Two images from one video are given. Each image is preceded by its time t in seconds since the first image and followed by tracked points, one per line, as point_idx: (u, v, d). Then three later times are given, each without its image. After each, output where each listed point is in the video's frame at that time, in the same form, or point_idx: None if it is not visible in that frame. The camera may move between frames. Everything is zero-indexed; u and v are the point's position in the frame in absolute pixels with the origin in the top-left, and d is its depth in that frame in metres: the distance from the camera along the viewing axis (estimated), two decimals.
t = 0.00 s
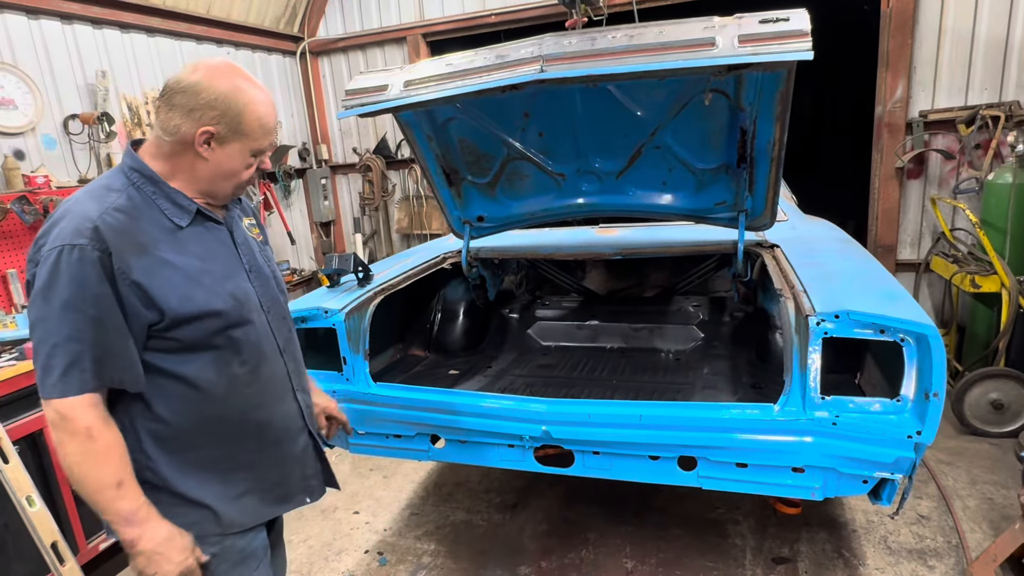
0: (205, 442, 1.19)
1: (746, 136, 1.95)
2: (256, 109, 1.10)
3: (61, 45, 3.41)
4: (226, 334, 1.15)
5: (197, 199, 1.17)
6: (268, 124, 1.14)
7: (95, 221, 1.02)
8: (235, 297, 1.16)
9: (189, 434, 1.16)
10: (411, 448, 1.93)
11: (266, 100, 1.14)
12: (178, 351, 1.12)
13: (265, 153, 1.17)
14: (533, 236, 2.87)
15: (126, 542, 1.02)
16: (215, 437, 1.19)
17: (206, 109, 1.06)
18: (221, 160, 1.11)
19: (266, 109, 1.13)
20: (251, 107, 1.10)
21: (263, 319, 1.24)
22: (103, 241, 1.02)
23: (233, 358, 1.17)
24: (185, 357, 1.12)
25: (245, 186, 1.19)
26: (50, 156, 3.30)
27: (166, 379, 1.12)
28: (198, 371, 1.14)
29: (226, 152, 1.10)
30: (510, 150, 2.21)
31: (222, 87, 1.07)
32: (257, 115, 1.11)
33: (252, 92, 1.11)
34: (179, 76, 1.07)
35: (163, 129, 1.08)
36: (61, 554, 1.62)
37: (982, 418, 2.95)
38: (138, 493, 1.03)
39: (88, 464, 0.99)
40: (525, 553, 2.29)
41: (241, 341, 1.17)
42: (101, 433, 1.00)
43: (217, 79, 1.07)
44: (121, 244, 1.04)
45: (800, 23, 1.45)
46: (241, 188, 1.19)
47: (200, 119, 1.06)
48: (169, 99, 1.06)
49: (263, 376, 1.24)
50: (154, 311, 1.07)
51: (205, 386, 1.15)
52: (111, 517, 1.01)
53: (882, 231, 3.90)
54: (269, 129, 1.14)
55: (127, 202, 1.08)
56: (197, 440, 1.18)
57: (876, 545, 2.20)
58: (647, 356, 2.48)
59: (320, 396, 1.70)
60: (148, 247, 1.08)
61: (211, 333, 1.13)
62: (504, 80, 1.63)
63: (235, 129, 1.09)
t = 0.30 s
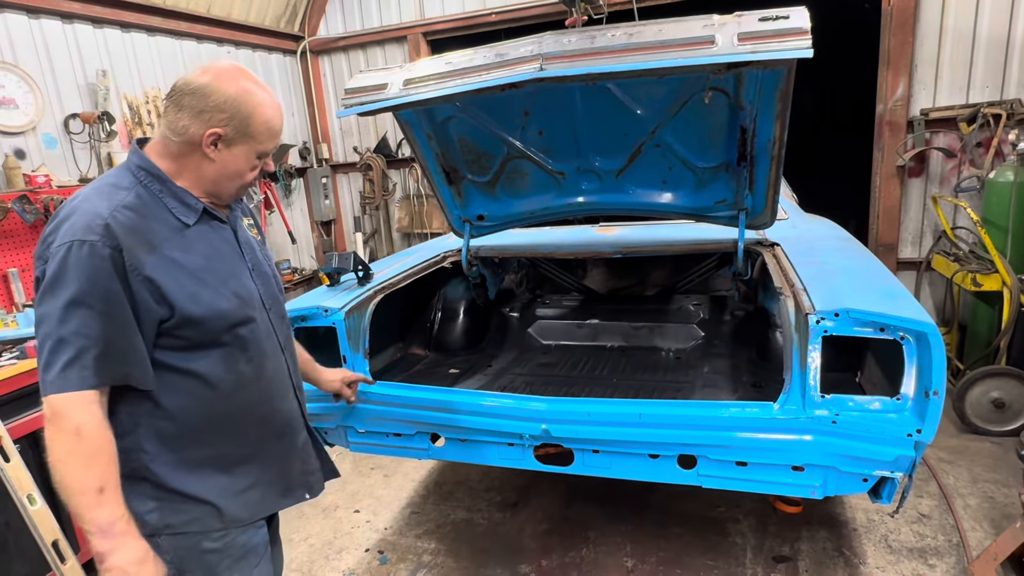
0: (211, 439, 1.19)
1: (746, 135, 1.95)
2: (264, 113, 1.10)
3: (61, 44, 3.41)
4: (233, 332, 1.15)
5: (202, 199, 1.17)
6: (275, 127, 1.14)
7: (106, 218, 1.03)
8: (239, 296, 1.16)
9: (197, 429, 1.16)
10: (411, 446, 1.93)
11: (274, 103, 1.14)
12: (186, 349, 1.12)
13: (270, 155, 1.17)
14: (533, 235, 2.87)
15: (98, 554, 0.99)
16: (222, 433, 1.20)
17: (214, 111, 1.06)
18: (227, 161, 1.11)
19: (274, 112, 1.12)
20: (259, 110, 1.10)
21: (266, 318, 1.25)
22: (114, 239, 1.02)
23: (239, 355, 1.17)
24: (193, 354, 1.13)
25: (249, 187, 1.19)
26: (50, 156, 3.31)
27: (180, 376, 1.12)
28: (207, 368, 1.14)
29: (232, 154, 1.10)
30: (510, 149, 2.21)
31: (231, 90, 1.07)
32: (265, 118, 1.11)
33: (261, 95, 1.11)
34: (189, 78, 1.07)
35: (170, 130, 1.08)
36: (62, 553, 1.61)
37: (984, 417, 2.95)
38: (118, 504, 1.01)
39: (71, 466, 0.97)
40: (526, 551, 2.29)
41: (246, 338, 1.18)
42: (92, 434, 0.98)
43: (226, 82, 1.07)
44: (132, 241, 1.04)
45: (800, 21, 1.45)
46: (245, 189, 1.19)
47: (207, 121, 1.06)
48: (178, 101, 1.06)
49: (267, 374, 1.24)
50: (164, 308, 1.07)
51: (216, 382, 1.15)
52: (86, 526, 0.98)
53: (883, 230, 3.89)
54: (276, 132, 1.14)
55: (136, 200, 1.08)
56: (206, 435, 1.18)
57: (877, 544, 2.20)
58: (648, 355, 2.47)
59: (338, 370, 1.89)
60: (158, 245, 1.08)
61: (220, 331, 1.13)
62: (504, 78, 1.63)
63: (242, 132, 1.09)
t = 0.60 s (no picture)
0: (209, 440, 1.19)
1: (746, 135, 1.95)
2: (262, 114, 1.10)
3: (63, 44, 3.42)
4: (232, 334, 1.15)
5: (201, 200, 1.17)
6: (273, 128, 1.14)
7: (104, 222, 1.03)
8: (238, 298, 1.16)
9: (197, 431, 1.17)
10: (411, 446, 1.94)
11: (272, 105, 1.14)
12: (186, 350, 1.12)
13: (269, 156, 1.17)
14: (534, 235, 2.87)
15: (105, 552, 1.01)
16: (221, 435, 1.20)
17: (212, 113, 1.06)
18: (224, 163, 1.11)
19: (272, 113, 1.13)
20: (257, 112, 1.10)
21: (266, 319, 1.25)
22: (112, 242, 1.02)
23: (239, 356, 1.18)
24: (195, 356, 1.13)
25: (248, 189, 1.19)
26: (52, 156, 3.32)
27: (178, 378, 1.13)
28: (208, 370, 1.14)
29: (230, 155, 1.10)
30: (510, 149, 2.21)
31: (228, 92, 1.07)
32: (262, 120, 1.11)
33: (259, 96, 1.11)
34: (186, 79, 1.07)
35: (168, 131, 1.09)
36: (64, 553, 1.60)
37: (985, 417, 2.94)
38: (149, 491, 1.03)
39: (100, 459, 0.99)
40: (526, 551, 2.29)
41: (246, 340, 1.18)
42: (112, 432, 1.01)
43: (223, 83, 1.07)
44: (130, 244, 1.04)
45: (799, 21, 1.45)
46: (243, 191, 1.19)
47: (204, 122, 1.06)
48: (175, 102, 1.06)
49: (268, 375, 1.24)
50: (162, 311, 1.07)
51: (216, 384, 1.15)
52: (123, 515, 1.00)
53: (884, 230, 3.89)
54: (274, 133, 1.14)
55: (134, 203, 1.09)
56: (206, 437, 1.18)
57: (877, 544, 2.20)
58: (648, 355, 2.48)
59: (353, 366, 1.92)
60: (157, 247, 1.08)
61: (219, 333, 1.13)
62: (504, 78, 1.63)
63: (240, 133, 1.09)
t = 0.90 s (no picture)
0: (205, 445, 1.20)
1: (746, 137, 1.96)
2: (258, 121, 1.10)
3: (64, 46, 3.43)
4: (228, 341, 1.16)
5: (199, 205, 1.18)
6: (271, 135, 1.13)
7: (97, 228, 1.03)
8: (234, 305, 1.17)
9: (193, 436, 1.17)
10: (411, 447, 1.94)
11: (271, 111, 1.13)
12: (180, 357, 1.13)
13: (268, 162, 1.17)
14: (534, 237, 2.88)
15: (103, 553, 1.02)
16: (217, 440, 1.20)
17: (208, 120, 1.06)
18: (221, 170, 1.12)
19: (269, 120, 1.12)
20: (253, 118, 1.09)
21: (265, 325, 1.25)
22: (104, 249, 1.03)
23: (234, 362, 1.18)
24: (189, 363, 1.14)
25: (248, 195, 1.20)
26: (53, 158, 3.33)
27: (172, 385, 1.13)
28: (202, 377, 1.15)
29: (227, 163, 1.11)
30: (510, 151, 2.22)
31: (224, 99, 1.07)
32: (259, 127, 1.10)
33: (257, 103, 1.11)
34: (184, 86, 1.08)
35: (167, 138, 1.09)
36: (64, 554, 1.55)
37: (984, 418, 2.95)
38: (121, 506, 1.04)
39: (76, 470, 1.00)
40: (526, 552, 2.29)
41: (242, 347, 1.18)
42: (92, 443, 1.01)
43: (220, 90, 1.07)
44: (122, 251, 1.05)
45: (797, 24, 1.46)
46: (243, 197, 1.20)
47: (200, 130, 1.07)
48: (172, 109, 1.07)
49: (266, 382, 1.24)
50: (153, 319, 1.08)
51: (211, 391, 1.16)
52: (91, 528, 1.01)
53: (884, 231, 3.89)
54: (272, 140, 1.13)
55: (129, 208, 1.09)
56: (202, 442, 1.19)
57: (876, 545, 2.20)
58: (647, 356, 2.48)
59: (364, 357, 1.92)
60: (151, 254, 1.09)
61: (214, 340, 1.14)
62: (503, 80, 1.64)
63: (236, 141, 1.09)
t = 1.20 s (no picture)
0: (199, 449, 1.20)
1: (744, 139, 1.96)
2: (251, 122, 1.10)
3: (65, 47, 3.44)
4: (222, 346, 1.16)
5: (196, 207, 1.19)
6: (266, 136, 1.13)
7: (89, 231, 1.04)
8: (227, 311, 1.17)
9: (183, 440, 1.18)
10: (410, 447, 1.95)
11: (265, 111, 1.13)
12: (172, 361, 1.13)
13: (265, 164, 1.17)
14: (534, 238, 2.89)
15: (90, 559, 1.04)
16: (210, 444, 1.21)
17: (200, 122, 1.07)
18: (217, 172, 1.12)
19: (263, 121, 1.12)
20: (246, 120, 1.09)
21: (262, 329, 1.25)
22: (95, 252, 1.03)
23: (227, 367, 1.19)
24: (181, 368, 1.14)
25: (247, 198, 1.20)
26: (54, 158, 3.33)
27: (164, 390, 1.14)
28: (193, 383, 1.15)
29: (220, 165, 1.11)
30: (509, 152, 2.22)
31: (217, 101, 1.07)
32: (252, 128, 1.10)
33: (250, 104, 1.10)
34: (177, 87, 1.08)
35: (162, 140, 1.10)
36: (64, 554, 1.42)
37: (983, 420, 2.95)
38: (103, 512, 1.05)
39: (59, 474, 1.00)
40: (524, 552, 2.30)
41: (235, 352, 1.19)
42: (75, 447, 1.01)
43: (214, 91, 1.07)
44: (114, 253, 1.05)
45: (795, 26, 1.47)
46: (241, 200, 1.20)
47: (192, 132, 1.07)
48: (166, 110, 1.07)
49: (260, 388, 1.24)
50: (143, 323, 1.08)
51: (202, 396, 1.17)
52: (71, 534, 1.02)
53: (883, 233, 3.90)
54: (266, 142, 1.13)
55: (124, 210, 1.10)
56: (194, 446, 1.20)
57: (875, 546, 2.21)
58: (646, 357, 2.49)
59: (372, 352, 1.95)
60: (144, 258, 1.10)
61: (207, 345, 1.14)
62: (503, 82, 1.65)
63: (229, 143, 1.09)
